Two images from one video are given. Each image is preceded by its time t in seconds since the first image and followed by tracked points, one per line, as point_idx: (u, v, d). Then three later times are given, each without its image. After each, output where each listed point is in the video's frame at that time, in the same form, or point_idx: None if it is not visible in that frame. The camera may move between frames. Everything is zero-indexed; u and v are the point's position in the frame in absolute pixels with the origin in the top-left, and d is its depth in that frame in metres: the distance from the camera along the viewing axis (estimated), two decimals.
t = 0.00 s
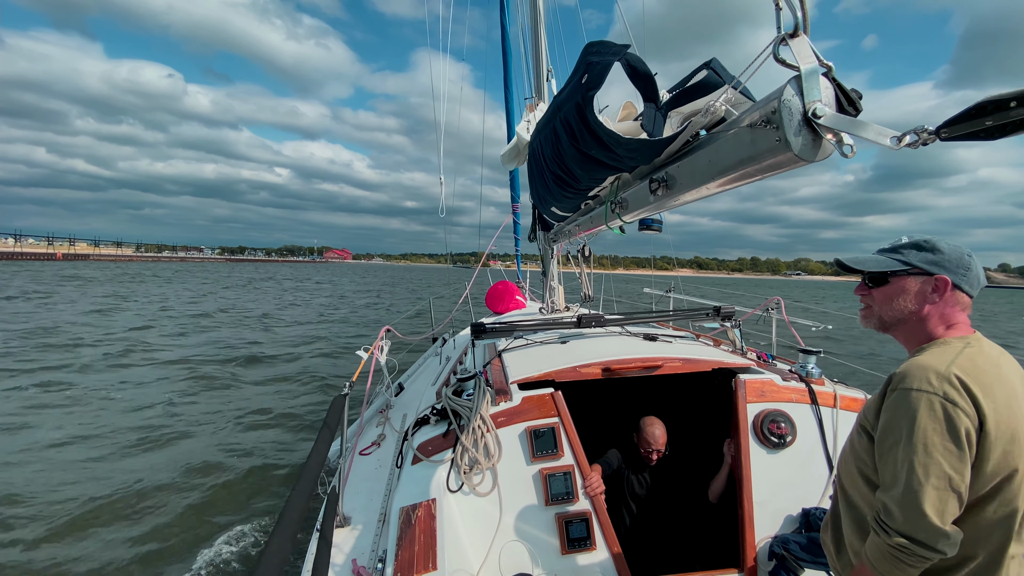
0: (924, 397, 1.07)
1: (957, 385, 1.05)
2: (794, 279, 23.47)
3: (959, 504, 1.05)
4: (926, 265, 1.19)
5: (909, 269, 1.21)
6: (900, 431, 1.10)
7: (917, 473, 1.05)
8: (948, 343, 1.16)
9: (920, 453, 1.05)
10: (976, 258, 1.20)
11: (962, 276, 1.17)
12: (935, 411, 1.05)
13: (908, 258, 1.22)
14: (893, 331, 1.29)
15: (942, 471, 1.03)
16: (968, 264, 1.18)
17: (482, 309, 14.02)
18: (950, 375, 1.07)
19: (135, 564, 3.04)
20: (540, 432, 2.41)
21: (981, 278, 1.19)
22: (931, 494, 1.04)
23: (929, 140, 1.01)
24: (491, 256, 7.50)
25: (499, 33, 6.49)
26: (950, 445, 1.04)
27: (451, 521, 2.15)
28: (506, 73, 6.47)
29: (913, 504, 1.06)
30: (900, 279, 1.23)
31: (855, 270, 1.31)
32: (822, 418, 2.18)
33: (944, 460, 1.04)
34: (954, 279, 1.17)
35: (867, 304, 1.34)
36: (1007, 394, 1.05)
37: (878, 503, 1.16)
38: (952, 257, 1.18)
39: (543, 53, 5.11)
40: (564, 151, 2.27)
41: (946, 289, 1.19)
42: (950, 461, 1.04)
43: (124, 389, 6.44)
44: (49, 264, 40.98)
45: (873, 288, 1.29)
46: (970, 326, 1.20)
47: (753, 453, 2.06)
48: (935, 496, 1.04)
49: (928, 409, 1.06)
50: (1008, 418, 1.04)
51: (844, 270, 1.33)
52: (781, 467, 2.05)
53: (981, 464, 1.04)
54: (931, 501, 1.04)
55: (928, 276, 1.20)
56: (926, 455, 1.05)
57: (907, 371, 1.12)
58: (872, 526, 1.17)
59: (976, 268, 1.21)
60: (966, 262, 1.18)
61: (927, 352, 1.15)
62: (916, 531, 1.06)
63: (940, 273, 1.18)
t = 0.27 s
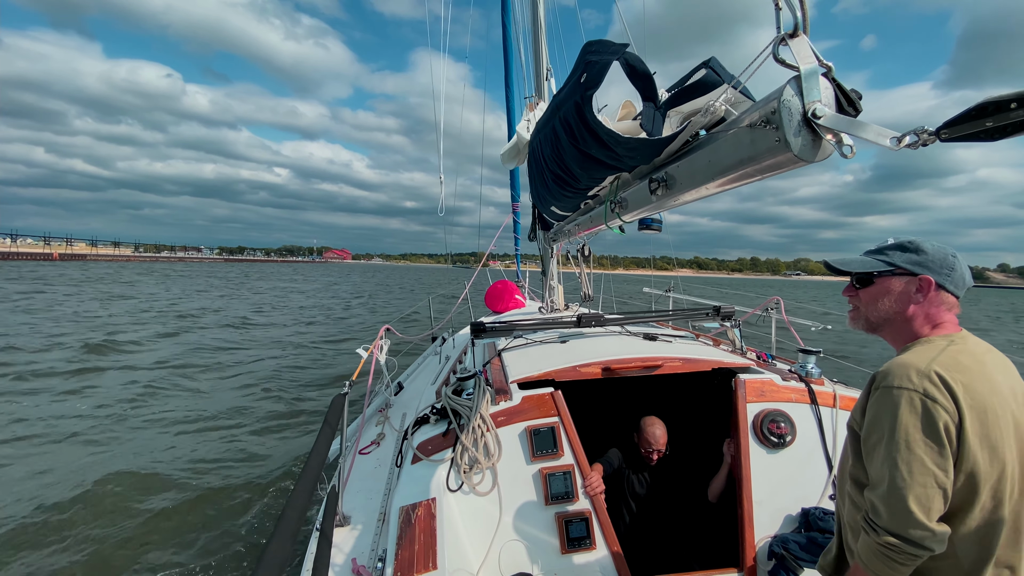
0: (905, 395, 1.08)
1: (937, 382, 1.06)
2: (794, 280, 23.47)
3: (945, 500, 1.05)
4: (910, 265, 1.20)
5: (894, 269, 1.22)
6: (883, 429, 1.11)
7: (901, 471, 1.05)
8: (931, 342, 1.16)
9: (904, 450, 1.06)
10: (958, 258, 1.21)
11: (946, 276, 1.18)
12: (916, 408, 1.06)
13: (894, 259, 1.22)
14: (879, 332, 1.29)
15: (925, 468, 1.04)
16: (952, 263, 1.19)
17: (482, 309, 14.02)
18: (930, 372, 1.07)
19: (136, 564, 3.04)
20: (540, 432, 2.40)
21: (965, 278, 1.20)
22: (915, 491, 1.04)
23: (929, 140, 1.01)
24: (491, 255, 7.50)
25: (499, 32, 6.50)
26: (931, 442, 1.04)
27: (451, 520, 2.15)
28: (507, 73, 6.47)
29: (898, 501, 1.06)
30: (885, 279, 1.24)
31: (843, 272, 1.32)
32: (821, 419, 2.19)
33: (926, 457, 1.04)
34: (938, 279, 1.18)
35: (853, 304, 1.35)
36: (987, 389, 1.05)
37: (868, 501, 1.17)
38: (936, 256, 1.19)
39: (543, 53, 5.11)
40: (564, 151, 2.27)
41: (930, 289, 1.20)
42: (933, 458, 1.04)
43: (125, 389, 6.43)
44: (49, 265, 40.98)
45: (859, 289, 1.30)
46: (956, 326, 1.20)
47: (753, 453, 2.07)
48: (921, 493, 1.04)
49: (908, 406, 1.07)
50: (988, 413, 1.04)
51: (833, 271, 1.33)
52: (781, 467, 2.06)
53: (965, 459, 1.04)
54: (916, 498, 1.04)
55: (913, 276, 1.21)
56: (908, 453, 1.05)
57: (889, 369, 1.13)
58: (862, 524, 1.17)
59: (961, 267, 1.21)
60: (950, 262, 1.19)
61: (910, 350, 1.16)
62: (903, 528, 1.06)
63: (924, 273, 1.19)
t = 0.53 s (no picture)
0: (905, 388, 1.09)
1: (936, 375, 1.07)
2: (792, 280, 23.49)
3: (945, 491, 1.05)
4: (911, 261, 1.20)
5: (894, 264, 1.22)
6: (883, 422, 1.11)
7: (903, 462, 1.05)
8: (930, 336, 1.16)
9: (906, 442, 1.06)
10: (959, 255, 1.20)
11: (946, 272, 1.18)
12: (915, 400, 1.07)
13: (894, 255, 1.23)
14: (879, 327, 1.30)
15: (926, 459, 1.04)
16: (953, 260, 1.19)
17: (480, 309, 14.02)
18: (929, 366, 1.08)
19: (135, 564, 3.03)
20: (539, 430, 2.41)
21: (965, 275, 1.20)
22: (918, 482, 1.04)
23: (938, 137, 1.01)
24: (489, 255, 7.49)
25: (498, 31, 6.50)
26: (932, 434, 1.05)
27: (449, 519, 2.15)
28: (505, 72, 6.47)
29: (901, 493, 1.06)
30: (885, 274, 1.24)
31: (844, 268, 1.32)
32: (819, 418, 2.19)
33: (927, 449, 1.05)
34: (938, 275, 1.18)
35: (853, 299, 1.35)
36: (985, 382, 1.06)
37: (869, 495, 1.17)
38: (937, 252, 1.19)
39: (542, 52, 5.10)
40: (565, 148, 2.27)
41: (930, 284, 1.20)
42: (933, 450, 1.04)
43: (123, 389, 6.41)
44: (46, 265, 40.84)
45: (858, 285, 1.30)
46: (954, 321, 1.21)
47: (751, 452, 2.07)
48: (923, 484, 1.04)
49: (907, 399, 1.07)
50: (986, 406, 1.05)
51: (834, 267, 1.33)
52: (779, 465, 2.06)
53: (965, 451, 1.05)
54: (919, 489, 1.04)
55: (913, 272, 1.21)
56: (910, 445, 1.05)
57: (888, 364, 1.13)
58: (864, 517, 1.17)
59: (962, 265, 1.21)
60: (950, 258, 1.19)
61: (909, 345, 1.17)
62: (907, 520, 1.06)
63: (924, 269, 1.19)
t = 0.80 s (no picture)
0: (914, 386, 1.08)
1: (947, 374, 1.06)
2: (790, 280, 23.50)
3: (948, 488, 1.06)
4: (918, 263, 1.20)
5: (903, 264, 1.22)
6: (891, 419, 1.11)
7: (910, 459, 1.05)
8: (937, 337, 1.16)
9: (914, 439, 1.06)
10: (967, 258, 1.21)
11: (953, 274, 1.18)
12: (925, 398, 1.06)
13: (902, 257, 1.23)
14: (885, 326, 1.30)
15: (932, 456, 1.05)
16: (960, 263, 1.19)
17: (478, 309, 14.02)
18: (939, 365, 1.08)
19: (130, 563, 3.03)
20: (534, 430, 2.41)
21: (972, 278, 1.20)
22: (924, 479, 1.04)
23: (922, 142, 1.01)
24: (486, 255, 7.49)
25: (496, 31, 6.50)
26: (940, 431, 1.05)
27: (444, 519, 2.15)
28: (502, 72, 6.47)
29: (906, 488, 1.06)
30: (892, 275, 1.24)
31: (852, 268, 1.32)
32: (812, 418, 2.19)
33: (934, 446, 1.05)
34: (945, 277, 1.19)
35: (860, 299, 1.35)
36: (992, 383, 1.07)
37: (870, 490, 1.17)
38: (945, 254, 1.19)
39: (539, 52, 5.11)
40: (559, 149, 2.27)
41: (937, 285, 1.20)
42: (940, 447, 1.05)
43: (119, 389, 6.41)
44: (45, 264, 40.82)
45: (866, 285, 1.30)
46: (960, 324, 1.21)
47: (744, 452, 2.07)
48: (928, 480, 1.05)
49: (917, 397, 1.07)
50: (992, 406, 1.06)
51: (841, 267, 1.32)
52: (772, 465, 2.06)
53: (970, 450, 1.06)
54: (924, 485, 1.05)
55: (919, 273, 1.21)
56: (917, 442, 1.05)
57: (898, 362, 1.13)
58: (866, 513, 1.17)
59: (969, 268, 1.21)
60: (957, 261, 1.19)
61: (916, 345, 1.16)
62: (910, 515, 1.06)
63: (931, 270, 1.19)
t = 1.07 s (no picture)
0: (914, 388, 1.08)
1: (947, 378, 1.06)
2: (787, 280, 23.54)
3: (944, 491, 1.06)
4: (920, 265, 1.20)
5: (904, 267, 1.22)
6: (889, 420, 1.11)
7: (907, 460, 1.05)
8: (939, 340, 1.16)
9: (912, 441, 1.06)
10: (968, 260, 1.21)
11: (955, 276, 1.18)
12: (925, 401, 1.06)
13: (904, 259, 1.23)
14: (887, 328, 1.30)
15: (929, 458, 1.05)
16: (961, 265, 1.19)
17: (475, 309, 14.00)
18: (940, 368, 1.08)
19: (123, 565, 3.02)
20: (529, 431, 2.40)
21: (973, 280, 1.20)
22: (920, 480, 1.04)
23: (912, 144, 1.01)
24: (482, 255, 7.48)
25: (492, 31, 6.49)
26: (938, 434, 1.05)
27: (439, 520, 2.14)
28: (498, 72, 6.46)
29: (902, 489, 1.06)
30: (894, 277, 1.24)
31: (854, 271, 1.32)
32: (806, 419, 2.19)
33: (931, 448, 1.05)
34: (947, 279, 1.19)
35: (862, 301, 1.35)
36: (990, 388, 1.07)
37: (867, 491, 1.16)
38: (947, 257, 1.19)
39: (535, 52, 5.10)
40: (554, 150, 2.27)
41: (938, 288, 1.20)
42: (938, 449, 1.05)
43: (113, 391, 6.39)
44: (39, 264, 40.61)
45: (868, 286, 1.31)
46: (961, 326, 1.21)
47: (738, 453, 2.07)
48: (924, 481, 1.05)
49: (916, 399, 1.07)
50: (990, 411, 1.06)
51: (843, 269, 1.32)
52: (766, 466, 2.06)
53: (967, 453, 1.06)
54: (919, 486, 1.05)
55: (921, 276, 1.21)
56: (915, 443, 1.05)
57: (898, 364, 1.13)
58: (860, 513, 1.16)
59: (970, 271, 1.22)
60: (959, 263, 1.19)
61: (915, 348, 1.17)
62: (905, 516, 1.06)
63: (933, 273, 1.19)
